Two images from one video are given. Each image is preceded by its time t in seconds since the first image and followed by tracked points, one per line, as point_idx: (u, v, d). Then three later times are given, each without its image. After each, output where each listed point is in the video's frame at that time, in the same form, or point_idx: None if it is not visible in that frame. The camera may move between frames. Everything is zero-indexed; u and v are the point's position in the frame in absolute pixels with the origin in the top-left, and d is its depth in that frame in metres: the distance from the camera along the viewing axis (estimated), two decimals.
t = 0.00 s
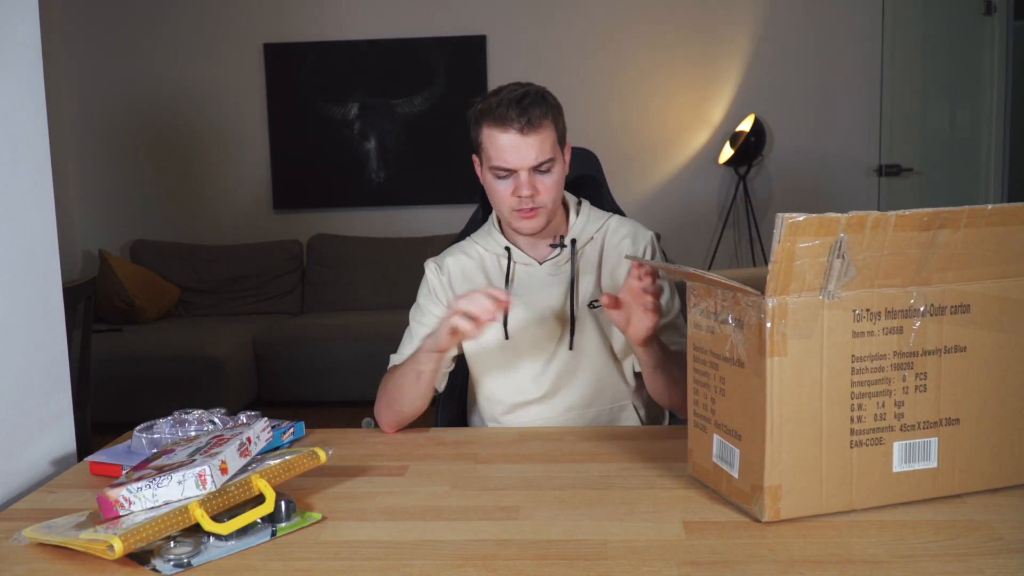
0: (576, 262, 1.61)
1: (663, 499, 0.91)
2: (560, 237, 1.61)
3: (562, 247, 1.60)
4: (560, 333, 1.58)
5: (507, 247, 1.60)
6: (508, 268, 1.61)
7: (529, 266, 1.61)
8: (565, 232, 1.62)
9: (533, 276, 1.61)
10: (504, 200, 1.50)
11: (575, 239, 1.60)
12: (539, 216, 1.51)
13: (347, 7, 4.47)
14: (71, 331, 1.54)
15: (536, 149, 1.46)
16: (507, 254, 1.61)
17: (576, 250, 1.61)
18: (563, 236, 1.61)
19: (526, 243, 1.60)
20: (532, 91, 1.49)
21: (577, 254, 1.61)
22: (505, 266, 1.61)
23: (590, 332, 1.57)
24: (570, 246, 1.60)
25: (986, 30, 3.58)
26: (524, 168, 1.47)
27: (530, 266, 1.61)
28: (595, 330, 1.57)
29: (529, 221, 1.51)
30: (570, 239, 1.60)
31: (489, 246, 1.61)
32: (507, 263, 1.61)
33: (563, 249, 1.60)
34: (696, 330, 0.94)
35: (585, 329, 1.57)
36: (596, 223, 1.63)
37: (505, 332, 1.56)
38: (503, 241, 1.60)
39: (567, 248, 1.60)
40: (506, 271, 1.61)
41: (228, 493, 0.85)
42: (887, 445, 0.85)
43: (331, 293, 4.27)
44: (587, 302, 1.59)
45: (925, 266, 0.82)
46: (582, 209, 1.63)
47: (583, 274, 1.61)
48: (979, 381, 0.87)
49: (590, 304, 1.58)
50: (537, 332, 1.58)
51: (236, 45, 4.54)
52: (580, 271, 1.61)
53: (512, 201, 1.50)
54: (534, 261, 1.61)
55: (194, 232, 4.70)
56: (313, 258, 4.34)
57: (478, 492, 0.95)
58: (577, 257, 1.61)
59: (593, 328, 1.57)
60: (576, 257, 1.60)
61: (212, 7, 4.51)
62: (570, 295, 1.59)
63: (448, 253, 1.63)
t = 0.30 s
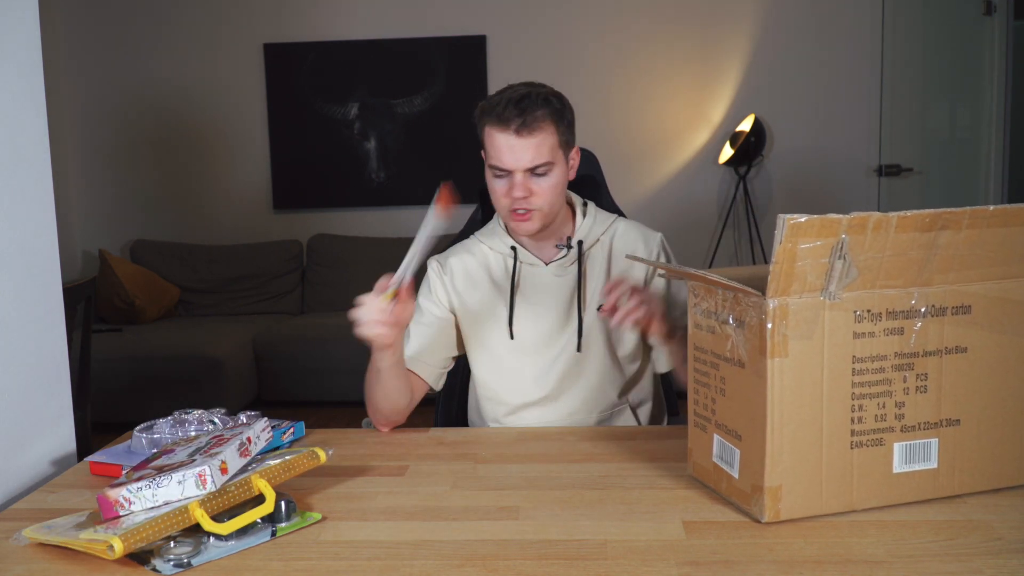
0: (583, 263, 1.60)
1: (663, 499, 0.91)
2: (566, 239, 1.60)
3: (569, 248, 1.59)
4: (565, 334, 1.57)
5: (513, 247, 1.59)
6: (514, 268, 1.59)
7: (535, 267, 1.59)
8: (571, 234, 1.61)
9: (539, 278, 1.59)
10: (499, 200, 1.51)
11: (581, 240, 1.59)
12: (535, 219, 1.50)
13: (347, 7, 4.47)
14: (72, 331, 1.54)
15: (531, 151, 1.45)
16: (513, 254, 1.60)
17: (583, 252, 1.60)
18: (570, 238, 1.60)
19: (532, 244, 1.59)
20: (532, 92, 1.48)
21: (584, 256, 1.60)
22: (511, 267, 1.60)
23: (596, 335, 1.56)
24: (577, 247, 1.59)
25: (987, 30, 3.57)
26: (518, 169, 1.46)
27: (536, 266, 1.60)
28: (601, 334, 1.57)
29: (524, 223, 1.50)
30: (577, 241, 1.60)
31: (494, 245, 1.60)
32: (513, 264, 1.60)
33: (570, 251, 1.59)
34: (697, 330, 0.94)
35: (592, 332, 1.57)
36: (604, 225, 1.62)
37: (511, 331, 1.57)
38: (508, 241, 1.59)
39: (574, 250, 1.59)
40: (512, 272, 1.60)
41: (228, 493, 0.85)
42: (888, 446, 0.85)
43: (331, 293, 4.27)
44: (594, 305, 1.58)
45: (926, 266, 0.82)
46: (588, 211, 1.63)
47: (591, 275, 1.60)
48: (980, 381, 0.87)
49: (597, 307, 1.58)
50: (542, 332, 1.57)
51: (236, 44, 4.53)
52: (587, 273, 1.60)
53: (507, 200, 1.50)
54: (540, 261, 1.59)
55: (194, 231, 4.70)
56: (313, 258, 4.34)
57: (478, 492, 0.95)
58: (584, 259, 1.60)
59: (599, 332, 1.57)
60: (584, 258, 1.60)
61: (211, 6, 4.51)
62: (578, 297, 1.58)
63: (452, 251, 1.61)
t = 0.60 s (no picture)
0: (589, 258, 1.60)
1: (663, 499, 0.91)
2: (571, 236, 1.60)
3: (575, 244, 1.59)
4: (571, 327, 1.57)
5: (519, 245, 1.59)
6: (520, 266, 1.59)
7: (542, 266, 1.59)
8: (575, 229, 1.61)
9: (544, 275, 1.59)
10: (537, 189, 1.50)
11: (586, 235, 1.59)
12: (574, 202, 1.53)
13: (347, 7, 4.47)
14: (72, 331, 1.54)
15: (568, 132, 1.52)
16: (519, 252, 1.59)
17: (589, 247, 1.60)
18: (575, 234, 1.60)
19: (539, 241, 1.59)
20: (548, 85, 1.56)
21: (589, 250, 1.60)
22: (517, 265, 1.59)
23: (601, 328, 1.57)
24: (582, 242, 1.59)
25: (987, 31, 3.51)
26: (558, 151, 1.51)
27: (541, 264, 1.59)
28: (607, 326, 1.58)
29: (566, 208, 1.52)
30: (582, 235, 1.60)
31: (500, 243, 1.60)
32: (520, 263, 1.59)
33: (575, 246, 1.59)
34: (696, 330, 0.94)
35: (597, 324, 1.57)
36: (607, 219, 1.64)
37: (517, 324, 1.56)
38: (514, 239, 1.60)
39: (579, 245, 1.59)
40: (518, 270, 1.59)
41: (228, 492, 0.85)
42: (888, 445, 0.85)
43: (331, 293, 4.27)
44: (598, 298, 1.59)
45: (925, 265, 0.82)
46: (588, 208, 1.64)
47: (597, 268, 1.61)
48: (980, 380, 0.87)
49: (602, 299, 1.59)
50: (549, 325, 1.56)
51: (236, 44, 4.53)
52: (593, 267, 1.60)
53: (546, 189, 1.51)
54: (546, 258, 1.59)
55: (194, 232, 4.70)
56: (313, 258, 4.34)
57: (478, 492, 0.95)
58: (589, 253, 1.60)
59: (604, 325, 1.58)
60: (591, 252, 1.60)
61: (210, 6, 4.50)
62: (584, 290, 1.58)
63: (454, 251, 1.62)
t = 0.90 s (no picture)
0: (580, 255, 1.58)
1: (663, 499, 0.91)
2: (563, 233, 1.58)
3: (565, 242, 1.58)
4: (564, 319, 1.57)
5: (514, 249, 1.59)
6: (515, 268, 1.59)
7: (537, 266, 1.59)
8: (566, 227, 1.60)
9: (541, 276, 1.59)
10: (509, 188, 1.52)
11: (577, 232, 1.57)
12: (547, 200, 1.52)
13: (347, 7, 4.47)
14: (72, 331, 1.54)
15: (535, 129, 1.49)
16: (514, 255, 1.60)
17: (580, 245, 1.58)
18: (566, 232, 1.59)
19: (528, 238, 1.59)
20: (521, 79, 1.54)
21: (581, 247, 1.58)
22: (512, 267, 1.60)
23: (592, 318, 1.55)
24: (572, 239, 1.58)
25: (986, 30, 3.55)
26: (525, 150, 1.50)
27: (538, 266, 1.59)
28: (600, 316, 1.56)
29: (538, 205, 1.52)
30: (572, 234, 1.58)
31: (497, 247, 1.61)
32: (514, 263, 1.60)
33: (567, 245, 1.58)
34: (695, 331, 0.94)
35: (588, 316, 1.56)
36: (596, 211, 1.60)
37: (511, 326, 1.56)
38: (509, 242, 1.60)
39: (570, 243, 1.58)
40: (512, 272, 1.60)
41: (228, 492, 0.85)
42: (888, 444, 0.85)
43: (331, 293, 4.27)
44: (586, 288, 1.57)
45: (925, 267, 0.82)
46: (580, 199, 1.61)
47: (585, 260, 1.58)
48: (979, 380, 0.87)
49: (589, 290, 1.57)
50: (543, 321, 1.56)
51: (237, 44, 4.53)
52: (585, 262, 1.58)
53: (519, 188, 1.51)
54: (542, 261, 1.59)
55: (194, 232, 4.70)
56: (313, 258, 4.34)
57: (478, 492, 0.95)
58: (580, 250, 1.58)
59: (597, 315, 1.56)
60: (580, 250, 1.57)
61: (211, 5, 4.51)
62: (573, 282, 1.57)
63: (456, 258, 1.63)
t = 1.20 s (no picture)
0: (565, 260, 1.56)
1: (663, 499, 0.91)
2: (547, 234, 1.57)
3: (550, 244, 1.56)
4: (554, 323, 1.55)
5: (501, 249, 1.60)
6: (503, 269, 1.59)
7: (524, 267, 1.58)
8: (552, 228, 1.59)
9: (527, 275, 1.58)
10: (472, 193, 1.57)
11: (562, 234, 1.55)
12: (508, 204, 1.52)
13: (348, 7, 4.47)
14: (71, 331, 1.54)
15: (485, 135, 1.52)
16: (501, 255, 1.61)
17: (566, 245, 1.56)
18: (551, 233, 1.57)
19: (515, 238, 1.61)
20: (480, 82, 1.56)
21: (567, 249, 1.56)
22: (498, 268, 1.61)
23: (583, 324, 1.53)
24: (557, 241, 1.56)
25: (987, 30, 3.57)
26: (480, 156, 1.54)
27: (526, 268, 1.58)
28: (592, 320, 1.53)
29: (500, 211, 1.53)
30: (557, 235, 1.56)
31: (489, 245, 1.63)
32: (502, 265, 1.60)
33: (552, 245, 1.56)
34: (692, 330, 0.94)
35: (579, 322, 1.53)
36: (585, 213, 1.58)
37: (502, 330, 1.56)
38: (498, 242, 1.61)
39: (554, 244, 1.56)
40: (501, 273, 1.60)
41: (228, 492, 0.85)
42: (886, 441, 0.85)
43: (331, 293, 4.27)
44: (576, 294, 1.54)
45: (919, 262, 0.82)
46: (569, 199, 1.60)
47: (574, 264, 1.55)
48: (977, 377, 0.87)
49: (579, 296, 1.54)
50: (534, 326, 1.55)
51: (238, 43, 4.53)
52: (573, 265, 1.55)
53: (480, 192, 1.55)
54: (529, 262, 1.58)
55: (195, 232, 4.70)
56: (313, 258, 4.34)
57: (479, 492, 0.95)
58: (566, 256, 1.56)
59: (587, 320, 1.53)
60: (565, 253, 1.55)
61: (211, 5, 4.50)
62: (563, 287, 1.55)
63: (456, 258, 1.66)
